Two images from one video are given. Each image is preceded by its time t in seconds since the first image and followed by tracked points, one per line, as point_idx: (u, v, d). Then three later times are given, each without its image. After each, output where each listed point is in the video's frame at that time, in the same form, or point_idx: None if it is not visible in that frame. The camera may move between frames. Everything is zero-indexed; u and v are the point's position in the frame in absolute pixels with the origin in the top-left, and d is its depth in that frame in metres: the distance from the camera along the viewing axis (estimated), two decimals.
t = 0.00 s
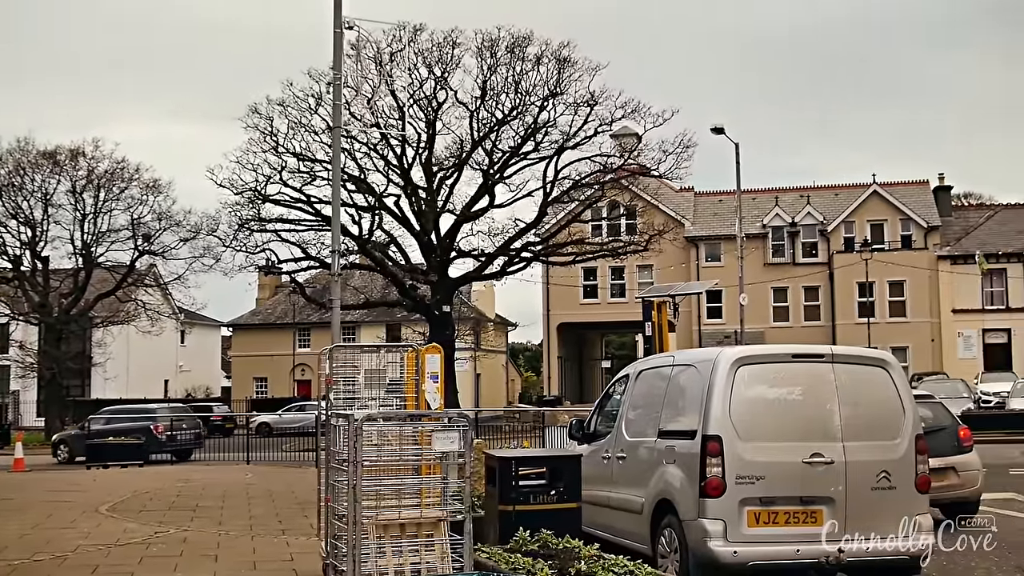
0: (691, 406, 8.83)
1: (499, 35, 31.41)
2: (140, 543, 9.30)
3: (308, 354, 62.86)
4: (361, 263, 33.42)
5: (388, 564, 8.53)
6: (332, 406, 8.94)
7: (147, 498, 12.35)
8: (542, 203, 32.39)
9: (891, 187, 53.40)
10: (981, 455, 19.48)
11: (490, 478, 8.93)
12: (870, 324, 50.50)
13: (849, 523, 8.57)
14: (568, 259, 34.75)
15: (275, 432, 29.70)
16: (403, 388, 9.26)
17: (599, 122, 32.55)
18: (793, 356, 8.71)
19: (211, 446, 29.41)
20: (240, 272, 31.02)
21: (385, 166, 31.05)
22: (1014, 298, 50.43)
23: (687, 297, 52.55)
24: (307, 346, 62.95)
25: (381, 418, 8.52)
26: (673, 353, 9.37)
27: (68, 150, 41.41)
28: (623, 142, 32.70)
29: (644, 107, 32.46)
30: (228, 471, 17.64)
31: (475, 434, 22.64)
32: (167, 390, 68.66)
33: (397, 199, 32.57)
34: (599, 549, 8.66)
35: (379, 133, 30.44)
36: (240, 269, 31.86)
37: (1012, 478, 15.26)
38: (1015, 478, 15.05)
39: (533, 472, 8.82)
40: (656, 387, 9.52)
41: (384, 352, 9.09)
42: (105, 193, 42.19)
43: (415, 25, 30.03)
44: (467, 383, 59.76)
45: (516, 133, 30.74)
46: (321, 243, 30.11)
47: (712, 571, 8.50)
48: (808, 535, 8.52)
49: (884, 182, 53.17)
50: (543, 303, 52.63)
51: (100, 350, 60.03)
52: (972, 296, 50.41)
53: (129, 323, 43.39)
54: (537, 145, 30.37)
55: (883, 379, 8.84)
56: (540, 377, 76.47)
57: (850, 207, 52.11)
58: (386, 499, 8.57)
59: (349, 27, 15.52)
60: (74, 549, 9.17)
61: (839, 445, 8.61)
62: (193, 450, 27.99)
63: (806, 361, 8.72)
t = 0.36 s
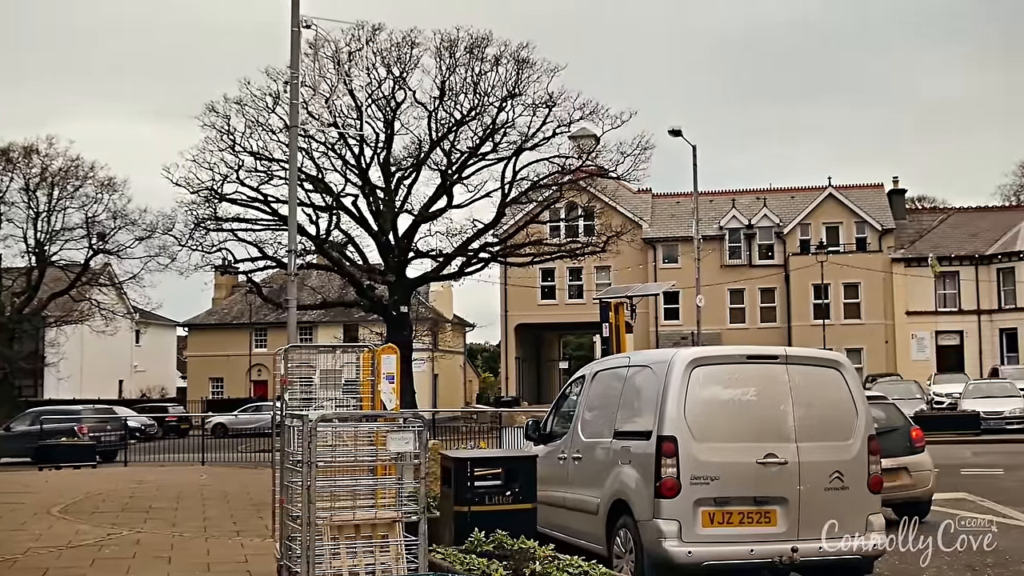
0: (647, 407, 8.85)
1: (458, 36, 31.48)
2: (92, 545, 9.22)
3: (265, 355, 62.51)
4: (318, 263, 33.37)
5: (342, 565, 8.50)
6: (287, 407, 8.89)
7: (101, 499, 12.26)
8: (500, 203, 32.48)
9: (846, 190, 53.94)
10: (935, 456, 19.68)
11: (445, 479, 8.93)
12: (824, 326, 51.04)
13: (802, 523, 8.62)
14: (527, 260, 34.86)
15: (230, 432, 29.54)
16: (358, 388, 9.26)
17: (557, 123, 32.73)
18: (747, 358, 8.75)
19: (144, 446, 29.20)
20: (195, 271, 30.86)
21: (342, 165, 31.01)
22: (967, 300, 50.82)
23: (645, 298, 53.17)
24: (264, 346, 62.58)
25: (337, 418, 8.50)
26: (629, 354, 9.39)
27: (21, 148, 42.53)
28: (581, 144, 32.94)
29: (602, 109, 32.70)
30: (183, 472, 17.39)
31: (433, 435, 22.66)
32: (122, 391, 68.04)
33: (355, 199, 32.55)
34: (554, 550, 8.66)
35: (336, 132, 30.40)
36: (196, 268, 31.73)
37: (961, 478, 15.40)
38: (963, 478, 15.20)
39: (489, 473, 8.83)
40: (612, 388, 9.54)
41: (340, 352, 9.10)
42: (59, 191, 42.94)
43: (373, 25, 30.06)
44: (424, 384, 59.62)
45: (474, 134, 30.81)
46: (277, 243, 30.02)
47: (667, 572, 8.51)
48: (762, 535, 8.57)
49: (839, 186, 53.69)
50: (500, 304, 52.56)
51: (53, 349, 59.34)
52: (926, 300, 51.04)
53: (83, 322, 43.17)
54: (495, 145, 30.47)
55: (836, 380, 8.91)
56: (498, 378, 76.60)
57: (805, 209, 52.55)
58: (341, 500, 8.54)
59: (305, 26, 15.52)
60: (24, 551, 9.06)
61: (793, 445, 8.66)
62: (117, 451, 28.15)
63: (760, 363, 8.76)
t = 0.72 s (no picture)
0: (602, 407, 8.87)
1: (416, 35, 31.51)
2: (44, 548, 9.14)
3: (221, 354, 62.25)
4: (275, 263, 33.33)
5: (297, 566, 8.44)
6: (242, 408, 8.88)
7: (53, 500, 12.19)
8: (458, 204, 32.56)
9: (802, 194, 54.44)
10: (889, 456, 19.89)
11: (400, 480, 8.92)
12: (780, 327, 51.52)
13: (756, 523, 8.67)
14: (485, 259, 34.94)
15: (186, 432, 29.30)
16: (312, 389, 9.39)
17: (515, 123, 32.84)
18: (701, 359, 8.78)
19: (89, 449, 28.79)
20: (150, 270, 30.68)
21: (301, 165, 30.94)
22: (919, 303, 51.61)
23: (603, 299, 52.86)
24: (220, 347, 62.31)
25: (291, 420, 8.49)
26: (584, 355, 9.41)
27: None
28: (540, 145, 33.11)
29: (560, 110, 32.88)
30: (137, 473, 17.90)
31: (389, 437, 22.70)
32: (76, 391, 67.53)
33: (313, 199, 32.52)
34: (509, 550, 8.65)
35: (294, 131, 30.34)
36: (152, 268, 31.52)
37: (911, 479, 15.56)
38: (914, 478, 15.35)
39: (444, 474, 8.85)
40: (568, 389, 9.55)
41: (297, 352, 9.18)
42: (12, 189, 42.50)
43: (331, 24, 30.05)
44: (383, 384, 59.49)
45: (432, 134, 30.86)
46: (233, 242, 29.90)
47: (622, 572, 8.53)
48: (716, 535, 8.61)
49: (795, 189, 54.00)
50: (458, 305, 52.76)
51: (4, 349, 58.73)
52: (880, 301, 51.84)
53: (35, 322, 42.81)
54: (454, 146, 30.56)
55: (789, 381, 8.98)
56: (456, 378, 76.67)
57: (761, 211, 52.85)
58: (295, 501, 8.50)
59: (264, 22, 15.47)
60: None
61: (747, 445, 8.72)
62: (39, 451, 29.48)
63: (715, 364, 8.81)
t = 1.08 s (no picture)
0: (558, 408, 8.88)
1: (375, 35, 31.81)
2: None
3: (176, 354, 61.80)
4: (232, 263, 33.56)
5: (251, 567, 8.46)
6: (197, 408, 8.84)
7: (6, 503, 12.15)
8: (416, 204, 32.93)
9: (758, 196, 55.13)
10: (842, 457, 20.04)
11: (356, 480, 8.91)
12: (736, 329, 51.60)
13: (710, 523, 8.72)
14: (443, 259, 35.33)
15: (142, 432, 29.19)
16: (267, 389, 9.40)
17: (473, 124, 33.50)
18: (656, 359, 8.83)
19: (41, 450, 28.60)
20: (106, 269, 30.56)
21: (258, 163, 31.02)
22: (874, 304, 52.28)
23: (559, 299, 53.41)
24: (176, 347, 61.87)
25: (245, 420, 8.43)
26: (540, 355, 9.42)
27: None
28: (498, 146, 33.70)
29: (517, 111, 33.62)
30: (93, 473, 18.41)
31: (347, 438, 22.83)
32: (28, 392, 66.73)
33: (270, 199, 32.75)
34: (464, 550, 8.67)
35: (251, 130, 30.46)
36: (107, 267, 31.41)
37: (865, 479, 15.66)
38: (867, 479, 15.46)
39: (399, 475, 8.83)
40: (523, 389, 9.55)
41: (251, 351, 9.15)
42: None
43: (290, 24, 30.33)
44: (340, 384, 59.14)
45: (390, 134, 31.16)
46: (190, 241, 29.88)
47: (578, 572, 8.53)
48: (670, 535, 8.64)
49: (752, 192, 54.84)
50: (416, 306, 52.70)
51: None
52: (834, 301, 52.40)
53: None
54: (412, 146, 31.08)
55: (743, 382, 9.05)
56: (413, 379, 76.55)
57: (718, 213, 53.50)
58: (249, 502, 8.48)
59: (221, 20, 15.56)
60: None
61: (701, 446, 8.77)
62: None
63: (670, 365, 8.86)
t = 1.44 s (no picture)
0: (512, 408, 8.89)
1: (333, 34, 32.17)
2: None
3: (131, 354, 61.39)
4: (189, 263, 33.85)
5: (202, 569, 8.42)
6: (150, 408, 8.79)
7: None
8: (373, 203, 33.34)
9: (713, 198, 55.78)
10: (794, 457, 20.14)
11: (310, 481, 8.90)
12: (691, 331, 52.26)
13: (663, 523, 8.77)
14: (400, 258, 35.70)
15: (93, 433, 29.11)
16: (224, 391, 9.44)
17: (431, 124, 33.96)
18: (611, 360, 8.88)
19: None
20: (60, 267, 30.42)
21: (214, 161, 31.13)
22: (828, 305, 52.61)
23: (517, 299, 53.81)
24: (131, 346, 61.47)
25: (199, 421, 8.38)
26: (496, 355, 9.43)
27: None
28: (455, 145, 34.26)
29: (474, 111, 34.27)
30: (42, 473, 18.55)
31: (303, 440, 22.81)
32: None
33: (226, 197, 32.99)
34: (419, 551, 8.69)
35: (207, 128, 30.56)
36: (59, 265, 31.19)
37: (815, 479, 15.75)
38: (817, 478, 15.56)
39: (353, 474, 8.83)
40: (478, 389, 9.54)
41: (206, 352, 9.13)
42: None
43: (247, 22, 30.61)
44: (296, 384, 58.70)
45: (348, 132, 31.44)
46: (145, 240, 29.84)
47: (531, 572, 8.55)
48: (623, 535, 8.68)
49: (707, 193, 55.21)
50: (373, 306, 52.56)
51: None
52: (787, 302, 52.74)
53: None
54: (369, 145, 31.46)
55: (698, 382, 9.12)
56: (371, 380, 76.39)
57: (674, 214, 53.96)
58: (202, 501, 8.43)
59: (178, 17, 15.78)
60: None
61: (655, 446, 8.82)
62: None
63: (624, 365, 8.92)
